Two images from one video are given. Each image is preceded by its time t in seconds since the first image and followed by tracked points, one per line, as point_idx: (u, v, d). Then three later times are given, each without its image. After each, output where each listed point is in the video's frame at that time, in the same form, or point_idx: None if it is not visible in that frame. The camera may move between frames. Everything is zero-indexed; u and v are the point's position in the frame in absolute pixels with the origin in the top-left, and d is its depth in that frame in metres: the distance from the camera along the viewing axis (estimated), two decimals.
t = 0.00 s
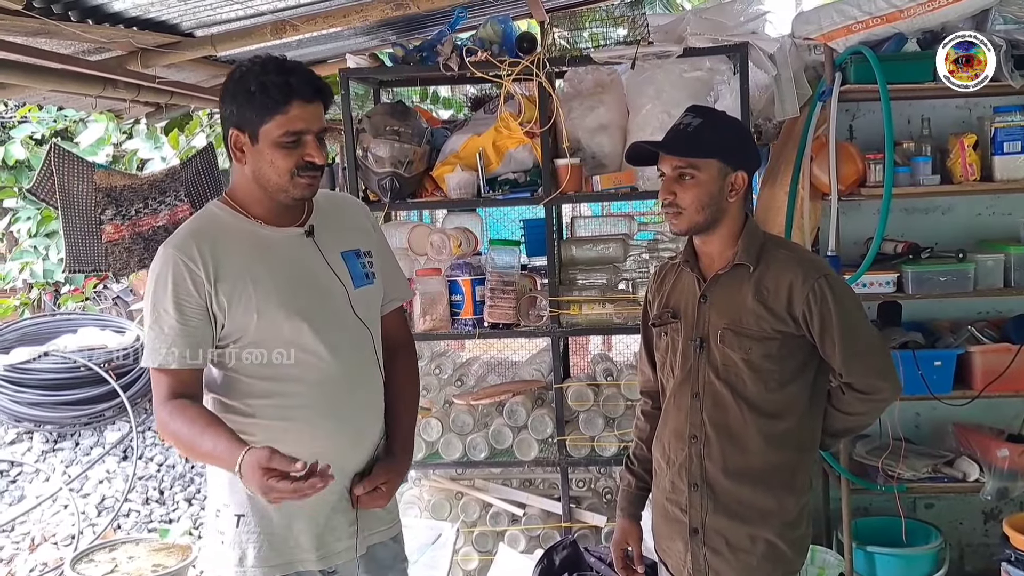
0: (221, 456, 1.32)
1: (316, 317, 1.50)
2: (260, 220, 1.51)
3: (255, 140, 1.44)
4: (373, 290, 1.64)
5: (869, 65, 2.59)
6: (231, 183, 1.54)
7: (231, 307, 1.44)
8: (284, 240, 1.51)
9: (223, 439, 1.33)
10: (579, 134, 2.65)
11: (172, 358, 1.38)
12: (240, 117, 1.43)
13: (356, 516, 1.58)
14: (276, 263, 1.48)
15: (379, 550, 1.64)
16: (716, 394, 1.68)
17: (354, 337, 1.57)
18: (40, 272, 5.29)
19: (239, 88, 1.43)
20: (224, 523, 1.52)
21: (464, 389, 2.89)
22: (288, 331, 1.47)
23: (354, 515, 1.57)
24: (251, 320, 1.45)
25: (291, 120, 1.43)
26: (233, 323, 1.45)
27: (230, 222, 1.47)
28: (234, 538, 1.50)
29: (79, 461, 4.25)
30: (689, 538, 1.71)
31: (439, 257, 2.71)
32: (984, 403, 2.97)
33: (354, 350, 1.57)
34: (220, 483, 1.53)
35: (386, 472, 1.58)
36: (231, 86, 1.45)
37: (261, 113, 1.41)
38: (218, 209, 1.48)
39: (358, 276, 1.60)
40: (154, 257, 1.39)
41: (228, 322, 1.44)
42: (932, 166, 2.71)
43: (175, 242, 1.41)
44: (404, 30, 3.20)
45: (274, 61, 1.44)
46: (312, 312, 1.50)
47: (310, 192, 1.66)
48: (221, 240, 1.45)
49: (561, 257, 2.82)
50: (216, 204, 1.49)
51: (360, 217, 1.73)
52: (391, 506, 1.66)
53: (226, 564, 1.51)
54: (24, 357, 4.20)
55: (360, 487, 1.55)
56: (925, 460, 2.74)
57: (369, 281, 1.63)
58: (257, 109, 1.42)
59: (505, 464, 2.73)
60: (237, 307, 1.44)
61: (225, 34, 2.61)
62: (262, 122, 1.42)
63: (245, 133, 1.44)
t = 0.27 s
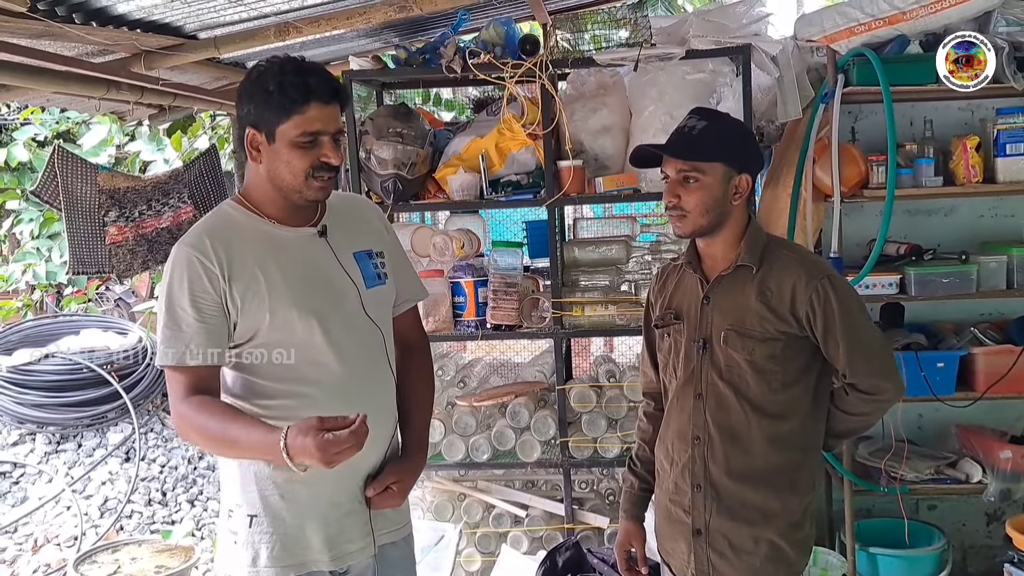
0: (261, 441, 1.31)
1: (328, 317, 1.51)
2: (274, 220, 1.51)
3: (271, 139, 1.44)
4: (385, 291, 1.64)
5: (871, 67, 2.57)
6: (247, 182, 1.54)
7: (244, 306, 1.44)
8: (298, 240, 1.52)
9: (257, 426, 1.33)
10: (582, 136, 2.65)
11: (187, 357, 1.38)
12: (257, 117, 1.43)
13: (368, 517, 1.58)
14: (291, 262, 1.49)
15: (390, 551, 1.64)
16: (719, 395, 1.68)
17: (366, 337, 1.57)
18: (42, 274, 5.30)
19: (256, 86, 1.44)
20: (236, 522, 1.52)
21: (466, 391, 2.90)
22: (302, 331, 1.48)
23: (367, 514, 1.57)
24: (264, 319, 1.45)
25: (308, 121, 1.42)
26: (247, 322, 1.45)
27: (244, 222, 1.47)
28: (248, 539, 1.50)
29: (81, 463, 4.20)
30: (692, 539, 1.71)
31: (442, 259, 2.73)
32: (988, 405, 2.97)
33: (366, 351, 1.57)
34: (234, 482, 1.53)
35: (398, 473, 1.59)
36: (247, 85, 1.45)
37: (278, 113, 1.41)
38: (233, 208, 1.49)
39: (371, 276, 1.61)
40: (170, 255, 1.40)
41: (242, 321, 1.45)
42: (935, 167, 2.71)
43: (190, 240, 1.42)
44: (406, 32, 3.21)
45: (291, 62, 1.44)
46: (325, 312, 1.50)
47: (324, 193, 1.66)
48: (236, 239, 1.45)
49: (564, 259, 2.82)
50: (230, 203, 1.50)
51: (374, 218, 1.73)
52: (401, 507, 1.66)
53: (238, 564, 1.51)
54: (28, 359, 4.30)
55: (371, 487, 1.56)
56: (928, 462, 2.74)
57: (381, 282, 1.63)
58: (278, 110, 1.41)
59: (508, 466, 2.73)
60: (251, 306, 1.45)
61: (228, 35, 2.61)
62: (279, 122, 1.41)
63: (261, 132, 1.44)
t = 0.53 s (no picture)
0: (265, 460, 1.33)
1: (333, 316, 1.50)
2: (277, 219, 1.51)
3: (277, 136, 1.45)
4: (389, 290, 1.64)
5: (873, 65, 2.59)
6: (248, 182, 1.54)
7: (248, 306, 1.44)
8: (303, 240, 1.51)
9: (263, 443, 1.34)
10: (583, 135, 2.65)
11: (192, 357, 1.38)
12: (260, 114, 1.45)
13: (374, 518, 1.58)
14: (295, 262, 1.49)
15: (396, 552, 1.64)
16: (720, 394, 1.68)
17: (371, 337, 1.57)
18: (43, 274, 5.31)
19: (261, 83, 1.44)
20: (242, 524, 1.52)
21: (468, 390, 2.90)
22: (306, 330, 1.48)
23: (372, 515, 1.57)
24: (268, 319, 1.45)
25: (314, 115, 1.44)
26: (251, 322, 1.45)
27: (248, 220, 1.47)
28: (253, 540, 1.50)
29: (82, 463, 4.18)
30: (694, 538, 1.71)
31: (443, 258, 2.73)
32: (990, 404, 2.97)
33: (371, 351, 1.57)
34: (237, 484, 1.53)
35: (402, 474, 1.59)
36: (251, 82, 1.46)
37: (283, 110, 1.42)
38: (236, 207, 1.48)
39: (375, 276, 1.61)
40: (173, 254, 1.40)
41: (246, 320, 1.45)
42: (936, 166, 2.71)
43: (194, 239, 1.42)
44: (407, 31, 3.21)
45: (294, 59, 1.45)
46: (329, 312, 1.50)
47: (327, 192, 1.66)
48: (240, 238, 1.45)
49: (565, 258, 2.83)
50: (233, 202, 1.49)
51: (376, 216, 1.73)
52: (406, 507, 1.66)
53: (244, 565, 1.51)
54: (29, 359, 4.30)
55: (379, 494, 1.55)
56: (929, 460, 2.74)
57: (385, 281, 1.63)
58: (280, 105, 1.42)
59: (509, 465, 2.73)
60: (255, 306, 1.44)
61: (229, 34, 2.61)
62: (285, 117, 1.42)
63: (266, 130, 1.45)
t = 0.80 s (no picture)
0: (255, 473, 1.34)
1: (332, 317, 1.51)
2: (277, 219, 1.52)
3: (281, 135, 1.46)
4: (389, 291, 1.64)
5: (876, 64, 2.59)
6: (250, 182, 1.54)
7: (247, 306, 1.44)
8: (301, 240, 1.52)
9: (254, 455, 1.35)
10: (586, 134, 2.65)
11: (190, 358, 1.39)
12: (264, 112, 1.46)
13: (376, 521, 1.59)
14: (294, 262, 1.49)
15: (397, 554, 1.64)
16: (724, 393, 1.67)
17: (371, 337, 1.57)
18: (46, 274, 5.32)
19: (266, 81, 1.46)
20: (242, 526, 1.52)
21: (471, 389, 2.90)
22: (305, 330, 1.48)
23: (373, 517, 1.58)
24: (267, 319, 1.45)
25: (319, 113, 1.46)
26: (250, 322, 1.45)
27: (247, 221, 1.47)
28: (253, 542, 1.50)
29: (86, 463, 4.21)
30: (698, 537, 1.71)
31: (446, 258, 2.70)
32: (993, 403, 2.96)
33: (371, 351, 1.57)
34: (237, 486, 1.53)
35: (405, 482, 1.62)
36: (255, 81, 1.47)
37: (288, 108, 1.44)
38: (235, 208, 1.49)
39: (374, 277, 1.61)
40: (172, 255, 1.40)
41: (246, 321, 1.45)
42: (940, 165, 2.70)
43: (192, 240, 1.42)
44: (409, 31, 3.22)
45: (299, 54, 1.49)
46: (328, 312, 1.50)
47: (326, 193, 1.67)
48: (238, 239, 1.45)
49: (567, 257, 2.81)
50: (232, 202, 1.50)
51: (375, 217, 1.73)
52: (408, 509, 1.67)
53: (244, 567, 1.51)
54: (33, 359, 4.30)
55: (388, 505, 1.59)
56: (933, 459, 2.74)
57: (385, 282, 1.63)
58: (285, 103, 1.44)
59: (513, 464, 2.73)
60: (254, 306, 1.45)
61: (232, 34, 2.62)
62: (291, 115, 1.44)
63: (270, 128, 1.46)
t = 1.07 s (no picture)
0: (246, 468, 1.34)
1: (327, 316, 1.51)
2: (274, 218, 1.53)
3: (278, 132, 1.46)
4: (386, 291, 1.65)
5: (879, 60, 2.58)
6: (247, 182, 1.55)
7: (241, 305, 1.45)
8: (297, 239, 1.53)
9: (246, 450, 1.35)
10: (589, 132, 2.65)
11: (184, 356, 1.40)
12: (260, 110, 1.46)
13: (376, 522, 1.59)
14: (289, 262, 1.50)
15: (396, 556, 1.64)
16: (727, 390, 1.67)
17: (368, 336, 1.58)
18: (50, 273, 5.32)
19: (263, 79, 1.47)
20: (236, 525, 1.54)
21: (474, 387, 2.90)
22: (301, 329, 1.48)
23: (371, 518, 1.58)
24: (262, 317, 1.46)
25: (316, 111, 1.47)
26: (245, 321, 1.46)
27: (242, 220, 1.49)
28: (247, 541, 1.52)
29: (89, 461, 4.30)
30: (703, 535, 1.71)
31: (449, 256, 2.71)
32: (997, 399, 2.96)
33: (368, 349, 1.58)
34: (232, 486, 1.54)
35: (411, 486, 1.63)
36: (252, 79, 1.48)
37: (284, 105, 1.45)
38: (232, 207, 1.50)
39: (371, 276, 1.62)
40: (167, 254, 1.41)
41: (242, 319, 1.46)
42: (944, 161, 2.69)
43: (188, 239, 1.43)
44: (411, 29, 3.22)
45: (295, 55, 1.49)
46: (324, 311, 1.51)
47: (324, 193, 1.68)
48: (234, 238, 1.46)
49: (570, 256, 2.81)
50: (229, 202, 1.51)
51: (374, 217, 1.74)
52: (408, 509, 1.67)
53: (240, 566, 1.53)
54: (39, 358, 4.24)
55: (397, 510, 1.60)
56: (938, 456, 2.73)
57: (381, 282, 1.64)
58: (282, 101, 1.45)
59: (517, 462, 2.73)
60: (248, 305, 1.45)
61: (234, 33, 2.62)
62: (287, 113, 1.45)
63: (267, 126, 1.46)
